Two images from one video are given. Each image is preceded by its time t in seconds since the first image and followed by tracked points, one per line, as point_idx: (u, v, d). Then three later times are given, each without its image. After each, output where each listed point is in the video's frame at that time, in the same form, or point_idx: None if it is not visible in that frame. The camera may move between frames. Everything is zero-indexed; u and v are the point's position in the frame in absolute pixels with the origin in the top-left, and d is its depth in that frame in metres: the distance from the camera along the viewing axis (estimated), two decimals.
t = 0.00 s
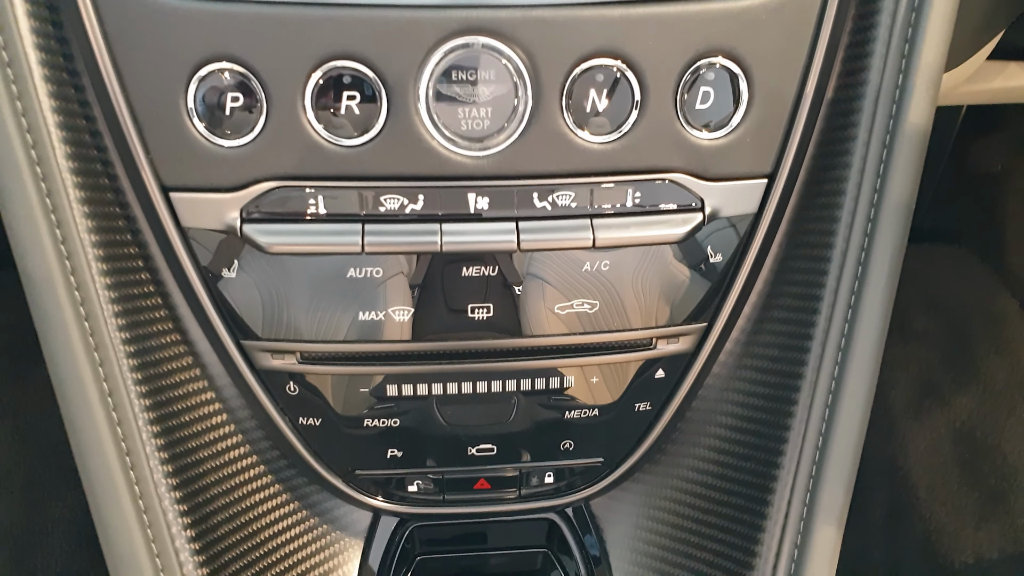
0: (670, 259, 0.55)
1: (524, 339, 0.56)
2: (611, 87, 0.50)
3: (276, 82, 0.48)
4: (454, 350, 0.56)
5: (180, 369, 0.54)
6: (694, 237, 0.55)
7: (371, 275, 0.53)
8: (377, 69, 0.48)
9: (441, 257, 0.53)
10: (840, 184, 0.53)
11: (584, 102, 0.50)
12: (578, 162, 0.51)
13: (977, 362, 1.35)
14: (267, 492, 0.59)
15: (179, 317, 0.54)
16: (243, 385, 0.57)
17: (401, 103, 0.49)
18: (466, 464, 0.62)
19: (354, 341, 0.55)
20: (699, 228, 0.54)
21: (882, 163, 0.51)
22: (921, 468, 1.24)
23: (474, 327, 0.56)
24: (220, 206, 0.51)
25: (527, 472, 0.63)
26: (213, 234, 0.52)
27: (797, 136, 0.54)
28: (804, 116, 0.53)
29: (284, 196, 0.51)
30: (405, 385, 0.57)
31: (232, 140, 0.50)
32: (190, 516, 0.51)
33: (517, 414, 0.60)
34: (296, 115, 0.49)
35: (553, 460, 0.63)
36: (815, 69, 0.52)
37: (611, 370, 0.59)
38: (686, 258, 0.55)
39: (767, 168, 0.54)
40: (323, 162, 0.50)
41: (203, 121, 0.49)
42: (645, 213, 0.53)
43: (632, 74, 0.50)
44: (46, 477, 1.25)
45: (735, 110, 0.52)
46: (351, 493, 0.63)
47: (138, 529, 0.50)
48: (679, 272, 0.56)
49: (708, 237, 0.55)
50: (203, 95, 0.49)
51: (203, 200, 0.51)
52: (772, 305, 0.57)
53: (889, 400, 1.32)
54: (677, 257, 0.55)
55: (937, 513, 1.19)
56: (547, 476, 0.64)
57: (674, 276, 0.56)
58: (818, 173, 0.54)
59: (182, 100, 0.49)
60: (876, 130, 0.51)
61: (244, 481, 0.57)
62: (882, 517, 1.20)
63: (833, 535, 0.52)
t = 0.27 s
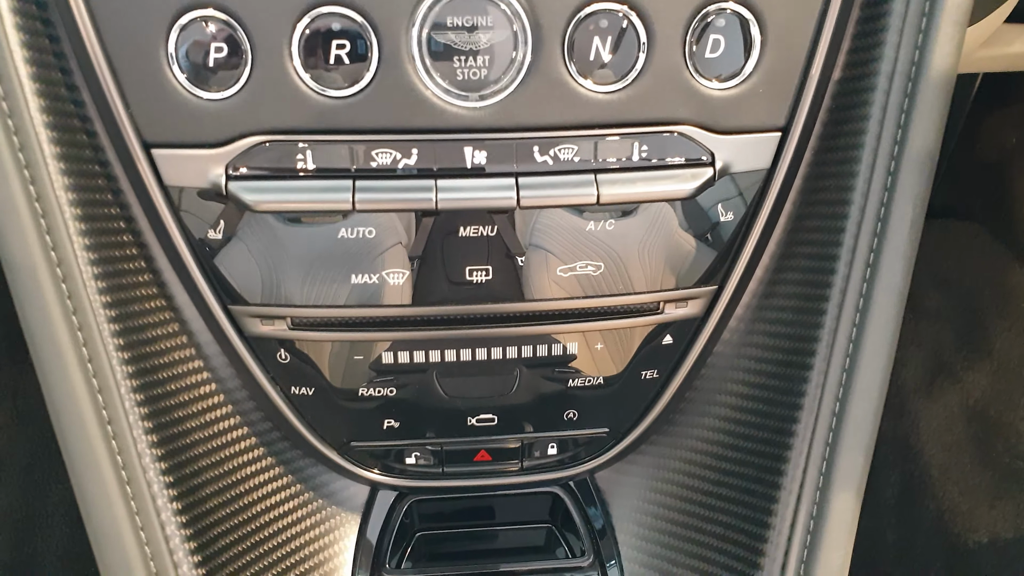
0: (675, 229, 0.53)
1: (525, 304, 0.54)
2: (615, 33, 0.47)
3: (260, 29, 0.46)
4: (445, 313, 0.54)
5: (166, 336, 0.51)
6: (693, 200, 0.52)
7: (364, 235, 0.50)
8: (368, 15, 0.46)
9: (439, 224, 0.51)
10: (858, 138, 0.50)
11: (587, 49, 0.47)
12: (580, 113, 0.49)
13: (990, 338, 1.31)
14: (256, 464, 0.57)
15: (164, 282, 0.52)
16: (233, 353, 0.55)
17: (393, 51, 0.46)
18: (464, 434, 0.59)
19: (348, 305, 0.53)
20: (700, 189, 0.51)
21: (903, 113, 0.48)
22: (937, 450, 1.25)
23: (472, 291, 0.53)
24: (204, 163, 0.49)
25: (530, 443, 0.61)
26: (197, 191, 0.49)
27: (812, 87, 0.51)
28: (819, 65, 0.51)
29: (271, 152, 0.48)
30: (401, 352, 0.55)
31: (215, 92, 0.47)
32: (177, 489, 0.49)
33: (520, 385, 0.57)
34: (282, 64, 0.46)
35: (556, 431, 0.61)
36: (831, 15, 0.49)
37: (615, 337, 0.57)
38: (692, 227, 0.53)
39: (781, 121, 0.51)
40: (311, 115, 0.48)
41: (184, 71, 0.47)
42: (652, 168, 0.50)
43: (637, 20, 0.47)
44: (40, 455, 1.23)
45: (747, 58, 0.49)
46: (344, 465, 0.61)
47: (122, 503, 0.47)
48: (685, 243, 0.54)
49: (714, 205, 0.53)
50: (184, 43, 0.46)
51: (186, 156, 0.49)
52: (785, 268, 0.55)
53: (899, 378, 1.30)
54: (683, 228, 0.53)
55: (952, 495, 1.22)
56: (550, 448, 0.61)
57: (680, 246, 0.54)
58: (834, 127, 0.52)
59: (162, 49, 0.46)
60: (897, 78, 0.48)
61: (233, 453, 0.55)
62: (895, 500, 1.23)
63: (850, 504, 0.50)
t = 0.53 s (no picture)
0: (683, 209, 0.51)
1: (531, 279, 0.52)
2: None
3: None
4: (451, 290, 0.52)
5: (162, 311, 0.50)
6: (698, 173, 0.50)
7: (365, 207, 0.49)
8: None
9: (443, 201, 0.49)
10: (877, 104, 0.48)
11: (597, 11, 0.45)
12: (589, 80, 0.47)
13: (1000, 324, 1.27)
14: (255, 443, 0.56)
15: (159, 256, 0.50)
16: (231, 329, 0.54)
17: (394, 14, 0.45)
18: (470, 414, 0.58)
19: (349, 280, 0.51)
20: (706, 163, 0.50)
21: (924, 78, 0.46)
22: (949, 435, 1.25)
23: (476, 265, 0.51)
24: (200, 132, 0.47)
25: (536, 423, 0.60)
26: (196, 161, 0.48)
27: (830, 52, 0.49)
28: (837, 28, 0.48)
29: (269, 119, 0.47)
30: (404, 328, 0.53)
31: (211, 58, 0.45)
32: (174, 468, 0.48)
33: (526, 366, 0.56)
34: (279, 28, 0.45)
35: (563, 410, 0.59)
36: None
37: (626, 313, 0.55)
38: (701, 207, 0.52)
39: (796, 89, 0.49)
40: (310, 81, 0.46)
41: (178, 36, 0.45)
42: (663, 136, 0.49)
43: None
44: (41, 438, 1.22)
45: (763, 22, 0.47)
46: (343, 444, 0.60)
47: (117, 482, 0.46)
48: (693, 222, 0.52)
49: (723, 182, 0.51)
50: (178, 7, 0.44)
51: (182, 126, 0.47)
52: (801, 242, 0.53)
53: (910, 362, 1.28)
54: (691, 208, 0.51)
55: (961, 481, 1.23)
56: (557, 428, 0.60)
57: (689, 225, 0.52)
58: (852, 93, 0.50)
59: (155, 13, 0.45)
60: (918, 41, 0.46)
61: (230, 432, 0.54)
62: (904, 488, 1.24)
63: (866, 484, 0.49)
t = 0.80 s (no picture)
0: (695, 190, 0.50)
1: (543, 256, 0.51)
2: None
3: None
4: (462, 268, 0.51)
5: (169, 287, 0.49)
6: (707, 154, 0.49)
7: (375, 181, 0.48)
8: None
9: (450, 180, 0.48)
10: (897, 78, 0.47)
11: None
12: (604, 51, 0.46)
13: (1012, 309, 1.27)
14: (263, 420, 0.55)
15: (164, 230, 0.50)
16: (238, 306, 0.53)
17: None
18: (480, 393, 0.58)
19: (358, 256, 0.51)
20: (713, 142, 0.49)
21: (946, 51, 0.45)
22: (954, 420, 1.25)
23: (487, 241, 0.51)
24: (206, 104, 0.46)
25: (545, 402, 0.59)
26: (202, 136, 0.47)
27: (849, 25, 0.48)
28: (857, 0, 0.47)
29: (277, 91, 0.46)
30: (414, 306, 0.53)
31: (217, 27, 0.44)
32: (181, 444, 0.47)
33: (534, 347, 0.55)
34: None
35: (572, 388, 0.59)
36: None
37: (638, 291, 0.54)
38: (710, 187, 0.51)
39: (814, 62, 0.48)
40: (319, 52, 0.45)
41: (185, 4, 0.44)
42: (678, 110, 0.48)
43: None
44: (46, 420, 1.21)
45: None
46: (353, 422, 0.59)
47: (125, 458, 0.45)
48: (702, 204, 0.51)
49: (732, 163, 0.50)
50: None
51: (187, 97, 0.46)
52: (817, 220, 0.53)
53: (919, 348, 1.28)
54: (699, 188, 0.50)
55: (968, 466, 1.22)
56: (566, 407, 0.59)
57: (698, 207, 0.51)
58: (871, 66, 0.49)
59: None
60: (942, 13, 0.45)
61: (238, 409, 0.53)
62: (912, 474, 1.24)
63: (880, 464, 0.48)
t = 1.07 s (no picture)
0: (701, 145, 0.50)
1: (550, 205, 0.50)
2: None
3: None
4: (468, 218, 0.51)
5: (171, 237, 0.49)
6: (714, 109, 0.49)
7: (378, 126, 0.47)
8: None
9: (452, 137, 0.48)
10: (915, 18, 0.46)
11: None
12: None
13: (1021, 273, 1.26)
14: (268, 375, 0.55)
15: (167, 180, 0.49)
16: (242, 259, 0.52)
17: None
18: (486, 346, 0.57)
19: (362, 205, 0.50)
20: (717, 98, 0.48)
21: None
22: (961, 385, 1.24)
23: (492, 189, 0.50)
24: (202, 46, 0.45)
25: (552, 355, 0.58)
26: (200, 81, 0.46)
27: None
28: None
29: (277, 32, 0.45)
30: (419, 257, 0.52)
31: None
32: (187, 395, 0.47)
33: (539, 303, 0.55)
34: None
35: (579, 341, 0.58)
36: None
37: (645, 241, 0.53)
38: (714, 142, 0.50)
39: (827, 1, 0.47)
40: None
41: None
42: (687, 51, 0.46)
43: None
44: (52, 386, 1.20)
45: None
46: (358, 376, 0.59)
47: (130, 407, 0.44)
48: (708, 159, 0.50)
49: (738, 117, 0.49)
50: None
51: (184, 40, 0.45)
52: (829, 167, 0.52)
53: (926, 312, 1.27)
54: (704, 144, 0.50)
55: (972, 432, 1.22)
56: (574, 361, 0.59)
57: (703, 162, 0.50)
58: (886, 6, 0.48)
59: None
60: None
61: (243, 362, 0.53)
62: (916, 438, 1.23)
63: (892, 412, 0.47)
